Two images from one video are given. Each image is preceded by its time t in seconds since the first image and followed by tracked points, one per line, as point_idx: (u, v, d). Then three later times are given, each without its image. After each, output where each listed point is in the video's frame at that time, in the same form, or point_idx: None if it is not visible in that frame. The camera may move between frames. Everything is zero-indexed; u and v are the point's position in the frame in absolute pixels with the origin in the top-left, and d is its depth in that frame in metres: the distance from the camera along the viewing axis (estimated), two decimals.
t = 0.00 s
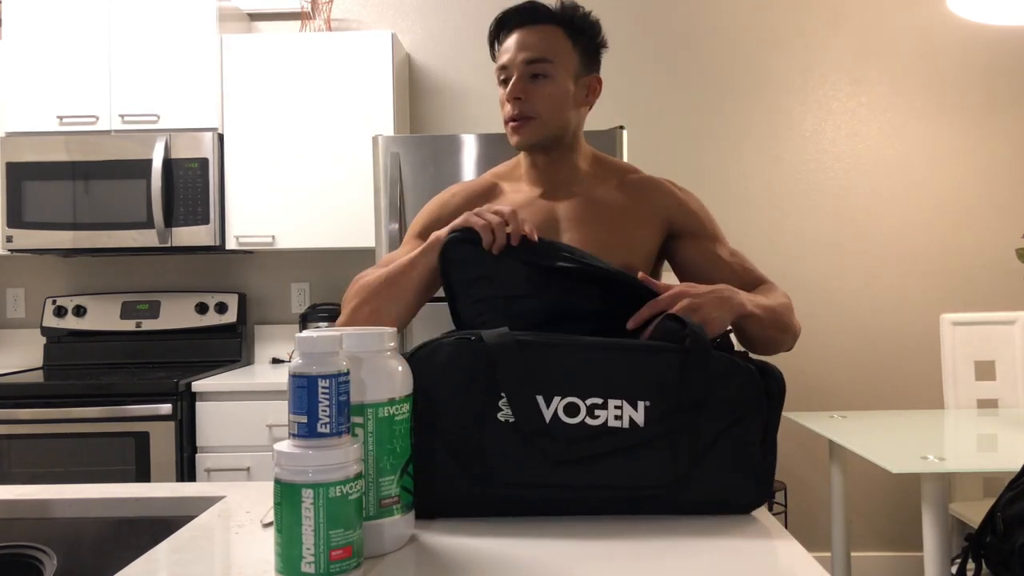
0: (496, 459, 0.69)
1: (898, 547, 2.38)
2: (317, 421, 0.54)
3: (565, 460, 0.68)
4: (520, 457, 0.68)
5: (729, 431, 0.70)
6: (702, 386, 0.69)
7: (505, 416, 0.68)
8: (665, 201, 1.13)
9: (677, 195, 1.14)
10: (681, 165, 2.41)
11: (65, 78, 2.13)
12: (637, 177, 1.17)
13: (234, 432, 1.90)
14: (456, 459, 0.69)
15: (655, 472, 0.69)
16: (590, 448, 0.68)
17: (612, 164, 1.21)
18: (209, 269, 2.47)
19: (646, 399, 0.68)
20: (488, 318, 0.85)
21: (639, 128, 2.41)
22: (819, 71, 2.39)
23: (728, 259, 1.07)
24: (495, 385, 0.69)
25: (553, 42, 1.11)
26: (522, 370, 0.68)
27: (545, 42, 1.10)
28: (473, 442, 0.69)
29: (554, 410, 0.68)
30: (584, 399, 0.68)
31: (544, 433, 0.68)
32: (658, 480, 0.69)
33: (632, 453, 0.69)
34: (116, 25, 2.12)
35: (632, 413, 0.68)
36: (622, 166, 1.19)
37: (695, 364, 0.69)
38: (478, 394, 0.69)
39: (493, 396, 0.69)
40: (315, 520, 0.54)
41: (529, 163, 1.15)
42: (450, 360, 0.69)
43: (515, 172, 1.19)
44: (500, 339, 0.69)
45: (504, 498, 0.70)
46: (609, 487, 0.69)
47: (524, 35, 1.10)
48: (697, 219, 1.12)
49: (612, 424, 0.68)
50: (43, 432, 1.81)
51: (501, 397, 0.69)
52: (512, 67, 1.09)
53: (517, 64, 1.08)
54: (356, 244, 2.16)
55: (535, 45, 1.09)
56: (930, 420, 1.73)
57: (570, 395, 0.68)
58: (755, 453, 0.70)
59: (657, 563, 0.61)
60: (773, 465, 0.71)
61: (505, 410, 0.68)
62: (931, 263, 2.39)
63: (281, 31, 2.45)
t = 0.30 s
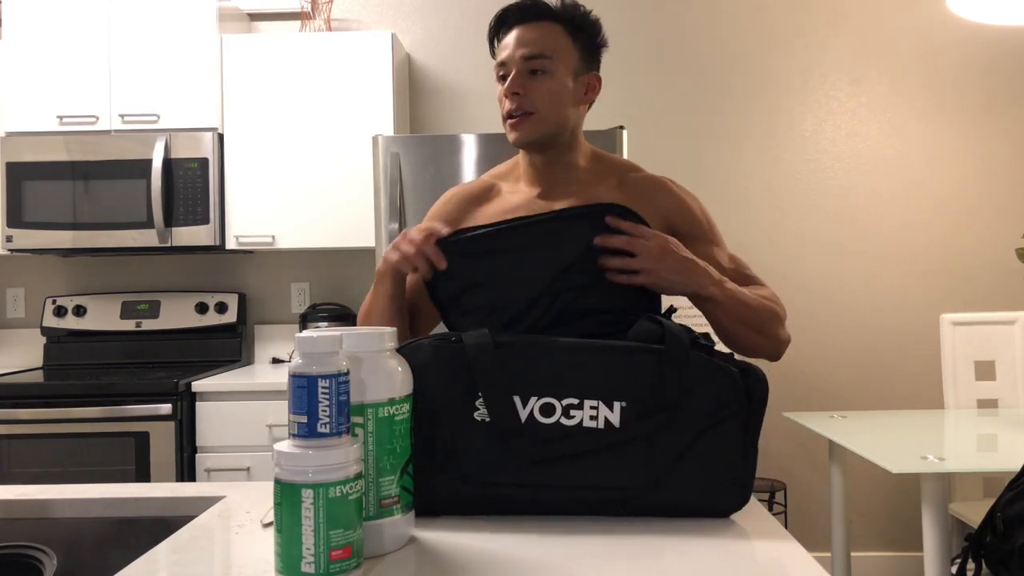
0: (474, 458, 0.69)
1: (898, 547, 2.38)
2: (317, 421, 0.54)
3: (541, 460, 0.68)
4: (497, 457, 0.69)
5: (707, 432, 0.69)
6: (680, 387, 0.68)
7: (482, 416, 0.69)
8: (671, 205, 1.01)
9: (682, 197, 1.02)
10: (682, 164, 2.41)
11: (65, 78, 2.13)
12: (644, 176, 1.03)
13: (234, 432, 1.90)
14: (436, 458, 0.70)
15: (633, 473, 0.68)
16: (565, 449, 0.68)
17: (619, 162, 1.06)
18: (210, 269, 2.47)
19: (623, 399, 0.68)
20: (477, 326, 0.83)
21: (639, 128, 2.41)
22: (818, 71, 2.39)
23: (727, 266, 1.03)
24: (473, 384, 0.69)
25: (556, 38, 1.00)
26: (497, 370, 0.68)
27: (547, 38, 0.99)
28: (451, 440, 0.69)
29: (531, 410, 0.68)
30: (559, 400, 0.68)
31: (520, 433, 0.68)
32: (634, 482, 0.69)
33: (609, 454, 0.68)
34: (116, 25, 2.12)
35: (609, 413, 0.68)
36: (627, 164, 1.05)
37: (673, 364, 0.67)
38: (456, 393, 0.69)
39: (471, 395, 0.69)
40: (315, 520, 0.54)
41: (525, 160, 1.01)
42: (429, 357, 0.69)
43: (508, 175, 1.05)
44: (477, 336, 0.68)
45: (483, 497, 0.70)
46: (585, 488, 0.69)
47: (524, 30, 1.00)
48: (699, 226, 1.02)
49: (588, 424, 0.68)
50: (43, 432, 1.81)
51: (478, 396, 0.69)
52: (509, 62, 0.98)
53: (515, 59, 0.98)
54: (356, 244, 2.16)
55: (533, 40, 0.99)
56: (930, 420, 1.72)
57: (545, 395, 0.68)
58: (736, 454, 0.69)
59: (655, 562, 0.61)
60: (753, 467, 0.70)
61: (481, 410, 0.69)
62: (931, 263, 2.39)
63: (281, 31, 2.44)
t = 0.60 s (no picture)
0: (475, 461, 0.69)
1: (898, 547, 2.38)
2: (317, 421, 0.54)
3: (542, 464, 0.68)
4: (498, 460, 0.69)
5: (709, 434, 0.68)
6: (681, 389, 0.67)
7: (483, 418, 0.69)
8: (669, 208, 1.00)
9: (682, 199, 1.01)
10: (681, 164, 2.41)
11: (66, 78, 2.13)
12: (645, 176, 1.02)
13: (234, 432, 1.90)
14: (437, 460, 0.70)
15: (634, 476, 0.68)
16: (566, 452, 0.68)
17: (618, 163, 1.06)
18: (209, 269, 2.47)
19: (624, 402, 0.67)
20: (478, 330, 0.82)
21: (639, 128, 2.41)
22: (819, 71, 2.39)
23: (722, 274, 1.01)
24: (472, 386, 0.69)
25: (561, 42, 0.98)
26: (497, 374, 0.68)
27: (555, 43, 0.97)
28: (452, 443, 0.69)
29: (531, 413, 0.68)
30: (560, 402, 0.67)
31: (521, 436, 0.68)
32: (635, 485, 0.68)
33: (610, 457, 0.68)
34: (116, 25, 2.12)
35: (609, 417, 0.67)
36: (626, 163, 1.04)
37: (675, 366, 0.67)
38: (457, 396, 0.69)
39: (470, 398, 0.69)
40: (315, 520, 0.54)
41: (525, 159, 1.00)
42: (430, 360, 0.69)
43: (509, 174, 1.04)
44: (476, 338, 0.68)
45: (485, 499, 0.70)
46: (586, 491, 0.69)
47: (529, 34, 0.98)
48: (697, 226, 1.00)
49: (588, 427, 0.67)
50: (43, 432, 1.81)
51: (478, 398, 0.69)
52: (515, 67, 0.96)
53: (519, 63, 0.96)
54: (356, 244, 2.16)
55: (537, 45, 0.97)
56: (930, 420, 1.73)
57: (546, 398, 0.67)
58: (739, 455, 0.69)
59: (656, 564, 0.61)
60: (757, 469, 0.69)
61: (482, 413, 0.69)
62: (931, 262, 2.39)
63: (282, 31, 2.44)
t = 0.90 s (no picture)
0: (488, 454, 0.69)
1: (898, 548, 2.38)
2: (317, 421, 0.54)
3: (556, 458, 0.68)
4: (512, 454, 0.69)
5: (721, 429, 0.69)
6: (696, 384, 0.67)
7: (497, 411, 0.68)
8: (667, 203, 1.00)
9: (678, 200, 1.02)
10: (681, 164, 2.41)
11: (66, 78, 2.13)
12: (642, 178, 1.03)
13: (234, 432, 1.90)
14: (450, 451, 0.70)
15: (648, 470, 0.68)
16: (580, 446, 0.68)
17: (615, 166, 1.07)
18: (209, 268, 2.47)
19: (640, 395, 0.67)
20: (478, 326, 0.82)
21: (638, 128, 2.41)
22: (819, 71, 2.39)
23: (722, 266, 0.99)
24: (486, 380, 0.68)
25: (583, 65, 0.90)
26: (515, 366, 0.67)
27: (580, 71, 0.90)
28: (466, 435, 0.69)
29: (548, 406, 0.68)
30: (576, 395, 0.67)
31: (536, 429, 0.68)
32: (648, 479, 0.68)
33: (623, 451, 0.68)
34: (117, 25, 2.12)
35: (624, 411, 0.67)
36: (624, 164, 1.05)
37: (692, 360, 0.67)
38: (472, 388, 0.69)
39: (485, 391, 0.69)
40: (315, 520, 0.54)
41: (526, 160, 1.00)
42: (444, 352, 0.69)
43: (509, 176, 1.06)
44: (495, 331, 0.68)
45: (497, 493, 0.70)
46: (599, 485, 0.69)
47: (556, 63, 0.88)
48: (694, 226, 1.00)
49: (603, 421, 0.67)
50: (43, 432, 1.81)
51: (493, 391, 0.68)
52: (545, 105, 0.89)
53: (549, 105, 0.88)
54: (356, 244, 2.16)
55: (567, 78, 0.88)
56: (930, 420, 1.72)
57: (563, 390, 0.67)
58: (749, 453, 0.69)
59: (657, 563, 0.61)
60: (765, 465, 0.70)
61: (497, 406, 0.68)
62: (931, 262, 2.39)
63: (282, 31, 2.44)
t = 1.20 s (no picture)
0: (487, 455, 0.69)
1: (898, 547, 2.38)
2: (317, 421, 0.54)
3: (554, 459, 0.68)
4: (511, 455, 0.69)
5: (718, 429, 0.69)
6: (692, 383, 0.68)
7: (496, 412, 0.68)
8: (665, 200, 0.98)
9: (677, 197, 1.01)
10: (681, 164, 2.41)
11: (66, 78, 2.13)
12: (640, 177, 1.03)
13: (234, 432, 1.90)
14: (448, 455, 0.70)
15: (647, 470, 0.68)
16: (578, 446, 0.68)
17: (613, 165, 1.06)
18: (209, 268, 2.48)
19: (637, 395, 0.67)
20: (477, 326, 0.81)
21: (638, 128, 2.41)
22: (819, 71, 2.39)
23: (722, 260, 0.96)
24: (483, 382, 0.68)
25: (586, 72, 0.91)
26: (512, 368, 0.67)
27: (583, 78, 0.90)
28: (463, 437, 0.69)
29: (545, 407, 0.67)
30: (574, 396, 0.67)
31: (534, 430, 0.68)
32: (646, 479, 0.69)
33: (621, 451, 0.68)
34: (117, 25, 2.12)
35: (621, 410, 0.67)
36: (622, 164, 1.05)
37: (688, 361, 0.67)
38: (469, 390, 0.69)
39: (483, 392, 0.69)
40: (315, 519, 0.54)
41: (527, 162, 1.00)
42: (441, 355, 0.69)
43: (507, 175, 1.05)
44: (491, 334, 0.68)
45: (495, 496, 0.70)
46: (598, 486, 0.69)
47: (560, 70, 0.88)
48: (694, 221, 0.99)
49: (601, 421, 0.68)
50: (42, 432, 1.81)
51: (492, 392, 0.68)
52: (548, 113, 0.89)
53: (552, 113, 0.89)
54: (355, 244, 2.16)
55: (571, 84, 0.89)
56: (930, 420, 1.72)
57: (560, 392, 0.67)
58: (747, 452, 0.69)
59: (657, 561, 0.61)
60: (764, 465, 0.70)
61: (495, 407, 0.68)
62: (931, 262, 2.39)
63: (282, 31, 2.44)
